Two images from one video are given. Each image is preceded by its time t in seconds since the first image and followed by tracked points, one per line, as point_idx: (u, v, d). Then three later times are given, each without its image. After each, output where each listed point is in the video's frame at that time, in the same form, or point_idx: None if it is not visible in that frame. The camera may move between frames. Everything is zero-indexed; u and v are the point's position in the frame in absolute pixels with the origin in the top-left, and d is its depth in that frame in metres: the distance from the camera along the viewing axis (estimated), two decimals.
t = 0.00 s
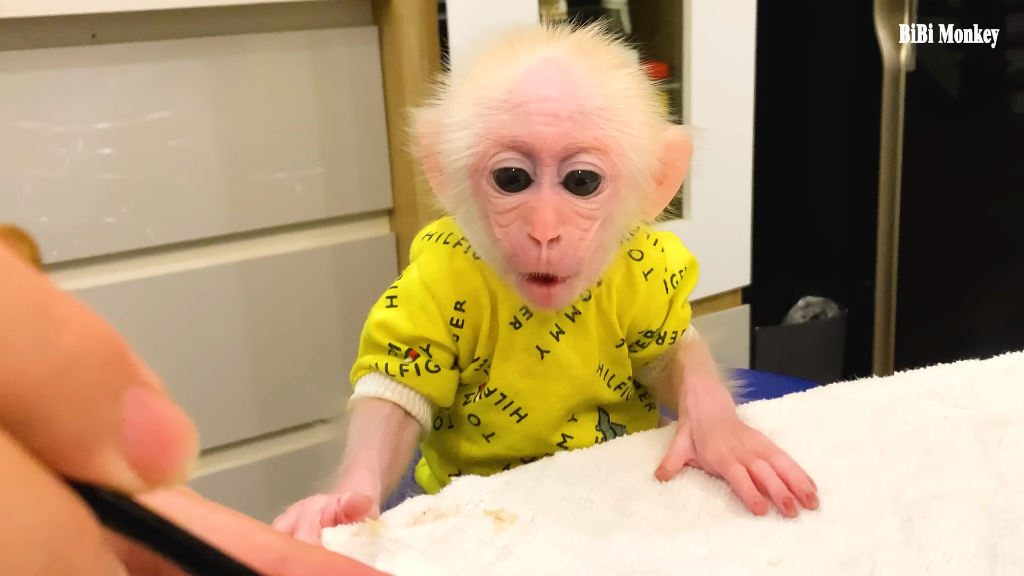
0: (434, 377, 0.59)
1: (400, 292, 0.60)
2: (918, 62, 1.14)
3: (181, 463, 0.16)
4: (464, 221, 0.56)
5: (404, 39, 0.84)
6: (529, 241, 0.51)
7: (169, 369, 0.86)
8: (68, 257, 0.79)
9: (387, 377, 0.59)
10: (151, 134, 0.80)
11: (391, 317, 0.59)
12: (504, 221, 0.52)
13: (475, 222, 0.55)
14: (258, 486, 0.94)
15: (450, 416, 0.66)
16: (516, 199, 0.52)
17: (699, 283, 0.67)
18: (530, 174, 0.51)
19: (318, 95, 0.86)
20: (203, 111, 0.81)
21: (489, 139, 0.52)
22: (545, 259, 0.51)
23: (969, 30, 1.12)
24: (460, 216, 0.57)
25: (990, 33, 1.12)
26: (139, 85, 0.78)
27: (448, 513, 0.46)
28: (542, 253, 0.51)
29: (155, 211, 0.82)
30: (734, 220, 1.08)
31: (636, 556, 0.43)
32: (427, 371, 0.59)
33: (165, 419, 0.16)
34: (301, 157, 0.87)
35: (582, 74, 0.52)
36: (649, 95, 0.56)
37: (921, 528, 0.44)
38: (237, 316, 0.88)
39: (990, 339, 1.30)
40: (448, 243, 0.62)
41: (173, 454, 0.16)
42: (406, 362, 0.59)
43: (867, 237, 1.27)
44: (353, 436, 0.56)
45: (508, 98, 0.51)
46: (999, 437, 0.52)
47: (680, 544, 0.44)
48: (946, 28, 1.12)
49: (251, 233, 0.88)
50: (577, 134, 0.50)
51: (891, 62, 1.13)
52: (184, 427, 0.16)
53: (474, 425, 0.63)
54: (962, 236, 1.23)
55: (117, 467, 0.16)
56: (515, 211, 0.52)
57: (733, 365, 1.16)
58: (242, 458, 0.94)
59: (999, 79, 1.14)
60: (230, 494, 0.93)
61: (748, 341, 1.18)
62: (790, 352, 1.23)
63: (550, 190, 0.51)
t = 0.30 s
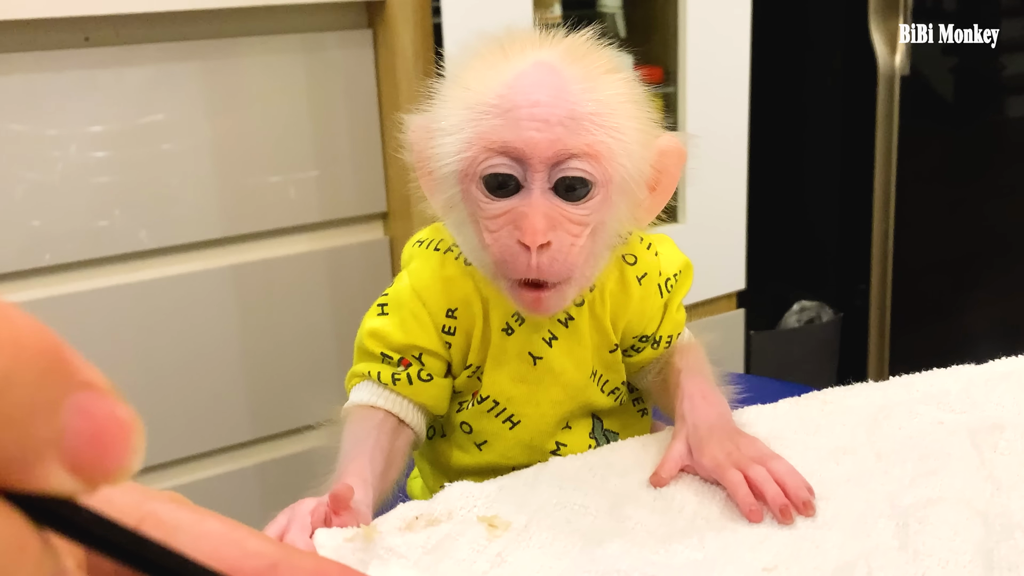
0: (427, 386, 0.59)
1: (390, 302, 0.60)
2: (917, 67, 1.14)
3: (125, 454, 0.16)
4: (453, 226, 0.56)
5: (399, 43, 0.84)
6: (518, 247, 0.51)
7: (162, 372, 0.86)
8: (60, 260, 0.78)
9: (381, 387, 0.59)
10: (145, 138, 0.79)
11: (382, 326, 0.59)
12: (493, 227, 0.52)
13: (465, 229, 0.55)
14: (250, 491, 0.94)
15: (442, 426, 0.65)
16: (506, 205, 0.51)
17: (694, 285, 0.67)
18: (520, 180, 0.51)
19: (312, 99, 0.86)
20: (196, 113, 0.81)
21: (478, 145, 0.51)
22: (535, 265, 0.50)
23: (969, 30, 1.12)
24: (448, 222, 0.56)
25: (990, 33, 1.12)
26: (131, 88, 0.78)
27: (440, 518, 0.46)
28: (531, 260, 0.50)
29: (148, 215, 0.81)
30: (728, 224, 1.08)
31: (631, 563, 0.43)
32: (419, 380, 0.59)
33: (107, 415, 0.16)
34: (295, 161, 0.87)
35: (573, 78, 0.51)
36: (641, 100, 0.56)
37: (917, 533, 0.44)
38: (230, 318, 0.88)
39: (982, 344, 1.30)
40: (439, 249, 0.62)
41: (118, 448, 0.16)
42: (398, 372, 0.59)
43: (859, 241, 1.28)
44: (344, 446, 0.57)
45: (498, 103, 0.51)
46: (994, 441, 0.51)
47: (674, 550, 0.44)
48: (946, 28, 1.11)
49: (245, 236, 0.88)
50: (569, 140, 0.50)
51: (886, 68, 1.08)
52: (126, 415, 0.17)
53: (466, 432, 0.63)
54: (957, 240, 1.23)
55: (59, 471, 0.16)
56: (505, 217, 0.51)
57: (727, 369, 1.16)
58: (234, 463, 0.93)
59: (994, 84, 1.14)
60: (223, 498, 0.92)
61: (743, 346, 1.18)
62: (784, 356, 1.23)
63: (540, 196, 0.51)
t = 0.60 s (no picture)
0: (427, 399, 0.59)
1: (386, 317, 0.60)
2: (910, 71, 1.13)
3: (70, 444, 0.17)
4: (451, 237, 0.56)
5: (394, 47, 0.84)
6: (514, 264, 0.50)
7: (156, 375, 0.85)
8: (54, 264, 0.78)
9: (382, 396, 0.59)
10: (139, 141, 0.79)
11: (379, 340, 0.59)
12: (489, 242, 0.52)
13: (462, 241, 0.55)
14: (245, 495, 0.93)
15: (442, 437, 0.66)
16: (503, 219, 0.51)
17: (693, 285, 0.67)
18: (517, 194, 0.51)
19: (307, 101, 0.86)
20: (191, 116, 0.81)
21: (475, 158, 0.51)
22: (532, 282, 0.50)
23: (969, 30, 1.12)
24: (445, 232, 0.56)
25: (990, 33, 1.12)
26: (125, 91, 0.78)
27: (435, 524, 0.46)
28: (529, 277, 0.50)
29: (143, 218, 0.81)
30: (723, 228, 1.08)
31: (626, 568, 0.42)
32: (419, 394, 0.59)
33: (51, 405, 0.16)
34: (290, 164, 0.87)
35: (571, 89, 0.51)
36: (641, 110, 0.55)
37: (913, 537, 0.44)
38: (225, 322, 0.87)
39: (976, 348, 1.30)
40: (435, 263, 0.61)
41: (60, 436, 0.17)
42: (399, 382, 0.59)
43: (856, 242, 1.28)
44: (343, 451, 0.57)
45: (495, 114, 0.50)
46: (990, 444, 0.51)
47: (670, 553, 0.44)
48: (946, 27, 1.11)
49: (241, 240, 0.88)
50: (566, 154, 0.50)
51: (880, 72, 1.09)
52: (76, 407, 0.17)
53: (466, 446, 0.63)
54: (952, 243, 1.23)
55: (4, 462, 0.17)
56: (502, 232, 0.51)
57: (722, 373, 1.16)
58: (229, 467, 0.93)
59: (988, 88, 1.15)
60: (218, 502, 0.92)
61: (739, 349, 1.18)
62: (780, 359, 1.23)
63: (537, 211, 0.51)
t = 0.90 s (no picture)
0: (426, 411, 0.60)
1: (385, 334, 0.60)
2: (907, 73, 1.14)
3: (41, 518, 0.18)
4: (443, 255, 0.56)
5: (392, 48, 0.83)
6: (509, 288, 0.51)
7: (153, 376, 0.85)
8: (51, 265, 0.78)
9: (383, 399, 0.60)
10: (135, 142, 0.79)
11: (377, 356, 0.60)
12: (484, 266, 0.52)
13: (456, 259, 0.55)
14: (242, 496, 0.93)
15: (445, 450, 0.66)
16: (497, 243, 0.51)
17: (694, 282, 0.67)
18: (510, 218, 0.51)
19: (304, 102, 0.86)
20: (187, 118, 0.81)
21: (466, 183, 0.51)
22: (527, 305, 0.51)
23: (969, 30, 1.11)
24: (439, 248, 0.56)
25: (990, 33, 1.12)
26: (122, 92, 0.77)
27: (435, 527, 0.46)
28: (524, 302, 0.51)
29: (140, 220, 0.81)
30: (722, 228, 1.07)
31: (625, 570, 0.42)
32: (419, 405, 0.60)
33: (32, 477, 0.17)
34: (288, 165, 0.87)
35: (564, 106, 0.50)
36: (638, 120, 0.55)
37: (912, 539, 0.44)
38: (222, 323, 0.87)
39: (975, 348, 1.30)
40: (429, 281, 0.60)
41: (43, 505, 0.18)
42: (401, 389, 0.59)
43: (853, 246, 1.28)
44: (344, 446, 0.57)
45: (486, 135, 0.50)
46: (989, 445, 0.51)
47: (669, 556, 0.44)
48: (946, 28, 1.11)
49: (238, 241, 0.87)
50: (560, 177, 0.49)
51: (877, 72, 1.10)
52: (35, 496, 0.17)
53: (470, 460, 0.64)
54: (950, 244, 1.23)
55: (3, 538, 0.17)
56: (496, 256, 0.51)
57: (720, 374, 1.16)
58: (226, 468, 0.93)
59: (985, 89, 1.14)
60: (216, 504, 0.92)
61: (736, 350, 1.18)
62: (778, 361, 1.22)
63: (532, 235, 0.51)
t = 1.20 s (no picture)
0: (421, 414, 0.61)
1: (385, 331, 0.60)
2: (907, 75, 1.13)
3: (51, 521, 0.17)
4: (447, 266, 0.56)
5: (389, 49, 0.83)
6: (509, 307, 0.51)
7: (150, 376, 0.85)
8: (47, 266, 0.78)
9: (380, 398, 0.61)
10: (132, 142, 0.79)
11: (375, 355, 0.60)
12: (484, 280, 0.52)
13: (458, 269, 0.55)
14: (238, 498, 0.93)
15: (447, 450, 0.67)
16: (497, 259, 0.51)
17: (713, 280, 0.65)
18: (509, 234, 0.50)
19: (301, 102, 0.85)
20: (184, 118, 0.80)
21: (465, 197, 0.50)
22: (527, 324, 0.50)
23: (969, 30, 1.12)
24: (442, 256, 0.56)
25: (990, 33, 1.12)
26: (119, 92, 0.77)
27: (434, 528, 0.46)
28: (525, 320, 0.50)
29: (137, 220, 0.81)
30: (720, 228, 1.07)
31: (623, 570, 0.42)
32: (414, 407, 0.61)
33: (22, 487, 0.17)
34: (285, 165, 0.86)
35: (566, 117, 0.49)
36: (643, 126, 0.54)
37: (911, 540, 0.44)
38: (218, 324, 0.87)
39: (973, 349, 1.30)
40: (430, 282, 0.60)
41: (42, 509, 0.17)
42: (398, 390, 0.60)
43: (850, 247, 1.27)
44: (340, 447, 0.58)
45: (486, 147, 0.49)
46: (987, 446, 0.51)
47: (666, 559, 0.44)
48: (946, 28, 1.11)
49: (235, 242, 0.87)
50: (559, 193, 0.49)
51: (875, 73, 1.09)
52: None
53: (470, 462, 0.64)
54: (948, 245, 1.23)
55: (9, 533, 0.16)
56: (495, 272, 0.51)
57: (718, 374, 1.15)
58: (223, 469, 0.93)
59: (982, 90, 1.15)
60: (213, 505, 0.92)
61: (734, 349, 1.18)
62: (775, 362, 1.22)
63: (532, 251, 0.50)
